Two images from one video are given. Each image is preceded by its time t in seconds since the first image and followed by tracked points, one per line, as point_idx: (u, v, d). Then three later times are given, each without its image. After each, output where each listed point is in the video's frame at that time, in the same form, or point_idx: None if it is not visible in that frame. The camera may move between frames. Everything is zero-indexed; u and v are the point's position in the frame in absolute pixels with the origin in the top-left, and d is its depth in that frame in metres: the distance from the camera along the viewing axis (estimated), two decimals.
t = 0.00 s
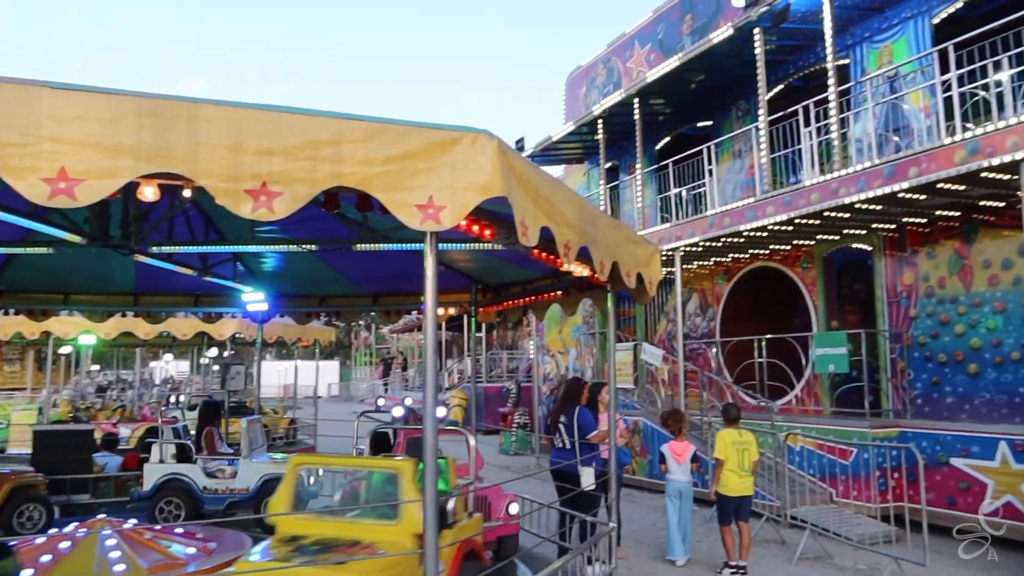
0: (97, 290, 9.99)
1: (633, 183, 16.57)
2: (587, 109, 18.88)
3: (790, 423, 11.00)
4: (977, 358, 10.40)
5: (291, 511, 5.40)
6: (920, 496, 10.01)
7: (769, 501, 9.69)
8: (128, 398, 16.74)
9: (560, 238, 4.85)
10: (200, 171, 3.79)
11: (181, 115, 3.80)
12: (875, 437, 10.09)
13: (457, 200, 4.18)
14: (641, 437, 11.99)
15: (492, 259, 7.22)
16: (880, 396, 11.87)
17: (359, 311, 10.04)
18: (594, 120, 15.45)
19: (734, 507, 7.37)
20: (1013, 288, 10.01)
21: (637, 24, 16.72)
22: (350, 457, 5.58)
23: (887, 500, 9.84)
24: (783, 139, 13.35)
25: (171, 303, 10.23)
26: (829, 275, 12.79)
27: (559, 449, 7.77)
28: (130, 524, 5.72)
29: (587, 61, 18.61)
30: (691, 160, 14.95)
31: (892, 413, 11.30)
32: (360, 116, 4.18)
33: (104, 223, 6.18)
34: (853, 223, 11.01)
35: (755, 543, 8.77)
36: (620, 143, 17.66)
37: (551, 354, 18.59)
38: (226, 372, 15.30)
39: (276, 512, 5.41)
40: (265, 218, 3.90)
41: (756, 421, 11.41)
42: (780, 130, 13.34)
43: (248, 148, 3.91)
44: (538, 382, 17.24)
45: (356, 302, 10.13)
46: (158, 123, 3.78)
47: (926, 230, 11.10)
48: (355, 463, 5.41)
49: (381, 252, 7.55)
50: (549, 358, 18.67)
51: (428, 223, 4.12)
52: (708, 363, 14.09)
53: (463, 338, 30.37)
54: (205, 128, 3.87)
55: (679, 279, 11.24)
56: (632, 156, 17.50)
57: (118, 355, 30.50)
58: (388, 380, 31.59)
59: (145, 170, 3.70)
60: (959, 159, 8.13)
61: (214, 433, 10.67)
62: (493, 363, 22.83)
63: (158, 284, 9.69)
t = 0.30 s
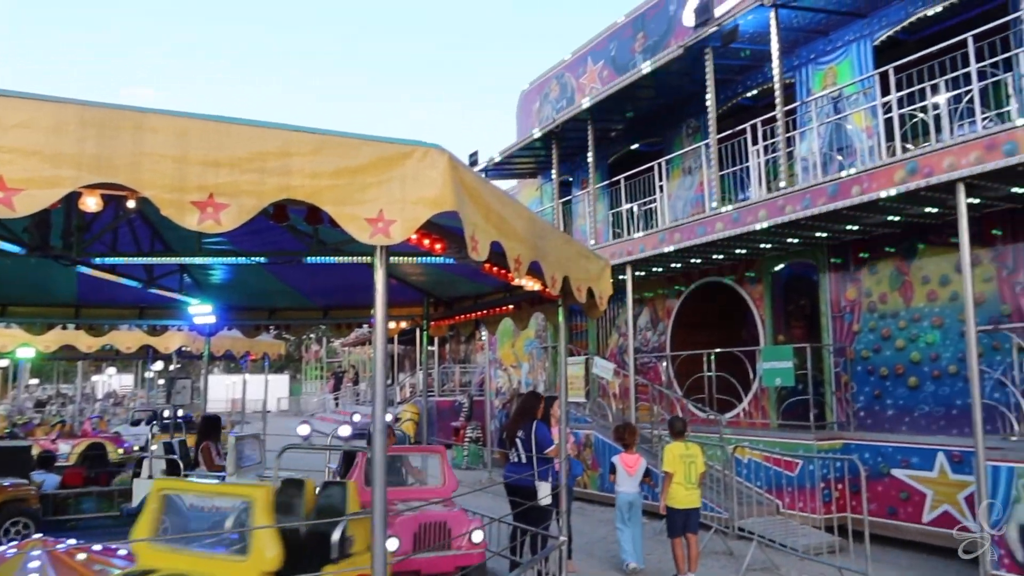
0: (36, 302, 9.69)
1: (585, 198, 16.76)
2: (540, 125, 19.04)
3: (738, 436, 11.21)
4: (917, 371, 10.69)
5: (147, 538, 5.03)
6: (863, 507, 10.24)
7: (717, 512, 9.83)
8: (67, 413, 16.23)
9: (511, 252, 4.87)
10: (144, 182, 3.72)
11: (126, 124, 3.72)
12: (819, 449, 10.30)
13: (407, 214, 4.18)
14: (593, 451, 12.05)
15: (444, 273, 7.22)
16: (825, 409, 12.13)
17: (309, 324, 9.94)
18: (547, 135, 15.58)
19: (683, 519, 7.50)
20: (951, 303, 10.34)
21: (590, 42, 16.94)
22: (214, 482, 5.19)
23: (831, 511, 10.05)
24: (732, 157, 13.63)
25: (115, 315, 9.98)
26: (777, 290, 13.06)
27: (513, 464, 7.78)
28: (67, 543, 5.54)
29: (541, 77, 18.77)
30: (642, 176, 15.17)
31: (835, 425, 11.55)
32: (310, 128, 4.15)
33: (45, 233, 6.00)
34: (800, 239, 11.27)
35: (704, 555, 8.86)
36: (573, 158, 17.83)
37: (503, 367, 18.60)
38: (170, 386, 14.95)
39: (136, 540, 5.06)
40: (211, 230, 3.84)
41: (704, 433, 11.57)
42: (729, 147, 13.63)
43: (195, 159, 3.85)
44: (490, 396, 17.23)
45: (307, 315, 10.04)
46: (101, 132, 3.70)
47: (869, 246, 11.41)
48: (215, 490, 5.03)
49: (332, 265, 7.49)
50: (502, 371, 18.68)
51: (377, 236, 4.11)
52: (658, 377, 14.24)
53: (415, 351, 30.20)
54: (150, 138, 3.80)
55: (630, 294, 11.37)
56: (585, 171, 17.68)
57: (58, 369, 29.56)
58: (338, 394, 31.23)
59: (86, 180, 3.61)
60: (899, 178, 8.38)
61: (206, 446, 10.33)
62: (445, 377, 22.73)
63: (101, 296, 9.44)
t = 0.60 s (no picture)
0: None
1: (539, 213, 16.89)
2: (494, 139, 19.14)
3: (687, 449, 11.37)
4: (860, 385, 10.93)
5: None
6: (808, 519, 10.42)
7: (666, 525, 9.92)
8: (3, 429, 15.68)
9: (461, 265, 4.87)
10: (86, 192, 3.63)
11: (68, 133, 3.64)
12: (767, 462, 10.48)
13: (356, 227, 4.17)
14: (545, 464, 12.08)
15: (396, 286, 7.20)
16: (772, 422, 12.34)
17: (258, 337, 9.82)
18: (502, 149, 15.66)
19: (631, 532, 7.60)
20: (892, 318, 10.63)
21: (545, 58, 17.10)
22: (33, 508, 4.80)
23: (778, 523, 10.22)
24: (683, 174, 13.87)
25: (55, 327, 9.71)
26: (726, 306, 13.29)
27: (468, 478, 7.79)
28: None
29: (496, 92, 18.88)
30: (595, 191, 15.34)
31: (782, 438, 11.76)
32: (258, 140, 4.10)
33: None
34: (749, 255, 11.48)
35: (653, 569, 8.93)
36: (527, 173, 17.94)
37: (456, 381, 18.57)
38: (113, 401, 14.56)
39: None
40: (156, 242, 3.77)
41: (654, 447, 11.69)
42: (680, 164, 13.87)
43: (139, 169, 3.77)
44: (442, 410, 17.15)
45: (255, 328, 9.92)
46: (42, 140, 3.61)
47: (814, 263, 11.68)
48: (26, 519, 4.64)
49: (283, 277, 7.41)
50: (454, 386, 18.63)
51: (326, 250, 4.09)
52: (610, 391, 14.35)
53: (368, 365, 29.96)
54: (93, 147, 3.71)
55: (583, 308, 11.46)
56: (538, 186, 17.81)
57: None
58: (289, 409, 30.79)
59: (25, 190, 3.52)
60: (843, 197, 8.61)
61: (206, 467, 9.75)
62: (398, 391, 22.57)
63: (41, 308, 9.18)
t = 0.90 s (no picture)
0: None
1: (494, 227, 16.96)
2: (450, 154, 19.17)
3: (639, 463, 11.47)
4: (808, 400, 11.15)
5: None
6: (757, 531, 10.57)
7: (617, 539, 9.98)
8: None
9: (414, 280, 4.86)
10: (28, 203, 3.54)
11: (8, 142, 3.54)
12: (718, 476, 10.64)
13: (307, 240, 4.13)
14: (498, 479, 12.05)
15: (350, 301, 7.17)
16: (722, 436, 12.51)
17: (207, 351, 9.67)
18: (457, 164, 15.68)
19: (579, 545, 7.66)
20: (838, 334, 10.88)
21: (500, 74, 17.21)
22: None
23: (728, 536, 10.35)
24: (636, 190, 14.07)
25: None
26: (678, 321, 13.45)
27: (423, 494, 7.71)
28: None
29: (451, 106, 18.92)
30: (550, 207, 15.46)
31: (732, 452, 11.94)
32: (207, 151, 4.05)
33: None
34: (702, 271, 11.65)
35: None
36: (482, 189, 18.00)
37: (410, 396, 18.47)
38: (53, 416, 14.13)
39: None
40: (100, 254, 3.69)
41: (607, 461, 11.79)
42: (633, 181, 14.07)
43: (83, 179, 3.69)
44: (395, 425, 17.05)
45: (205, 342, 9.77)
46: None
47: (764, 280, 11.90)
48: None
49: (234, 291, 7.32)
50: (408, 400, 18.57)
51: (276, 263, 4.05)
52: (564, 406, 14.43)
53: (320, 380, 29.58)
54: (36, 156, 3.63)
55: (537, 323, 11.50)
56: (494, 201, 17.86)
57: None
58: (237, 424, 30.23)
59: None
60: (791, 215, 8.81)
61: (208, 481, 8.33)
62: (350, 406, 22.33)
63: None
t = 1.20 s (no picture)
0: None
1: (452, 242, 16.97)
2: (408, 169, 19.14)
3: (595, 479, 11.51)
4: (760, 416, 11.31)
5: None
6: (710, 546, 10.65)
7: (571, 555, 9.98)
8: None
9: (369, 295, 4.83)
10: None
11: None
12: (672, 491, 10.71)
13: (259, 253, 4.09)
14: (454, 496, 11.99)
15: (304, 315, 7.10)
16: (676, 451, 12.64)
17: (155, 365, 9.45)
18: (415, 179, 15.65)
19: (531, 560, 7.68)
20: (789, 351, 11.07)
21: (459, 90, 17.27)
22: None
23: (682, 552, 10.40)
24: (592, 207, 14.21)
25: None
26: (633, 337, 13.57)
27: (379, 512, 7.60)
28: None
29: (410, 121, 18.92)
30: (508, 223, 15.51)
31: (686, 467, 12.04)
32: (157, 163, 3.97)
33: None
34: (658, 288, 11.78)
35: None
36: (440, 204, 17.99)
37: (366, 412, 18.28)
38: None
39: None
40: (44, 266, 3.59)
41: (563, 477, 11.81)
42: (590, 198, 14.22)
43: (28, 190, 3.60)
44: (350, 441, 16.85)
45: (154, 356, 9.55)
46: None
47: (717, 297, 12.07)
48: None
49: (185, 304, 7.19)
50: (363, 416, 18.39)
51: (227, 276, 4.00)
52: (520, 422, 14.43)
53: (273, 396, 29.11)
54: None
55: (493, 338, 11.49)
56: (452, 216, 17.86)
57: None
58: (187, 441, 29.56)
59: None
60: (744, 234, 8.97)
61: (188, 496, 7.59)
62: (304, 422, 22.01)
63: None
